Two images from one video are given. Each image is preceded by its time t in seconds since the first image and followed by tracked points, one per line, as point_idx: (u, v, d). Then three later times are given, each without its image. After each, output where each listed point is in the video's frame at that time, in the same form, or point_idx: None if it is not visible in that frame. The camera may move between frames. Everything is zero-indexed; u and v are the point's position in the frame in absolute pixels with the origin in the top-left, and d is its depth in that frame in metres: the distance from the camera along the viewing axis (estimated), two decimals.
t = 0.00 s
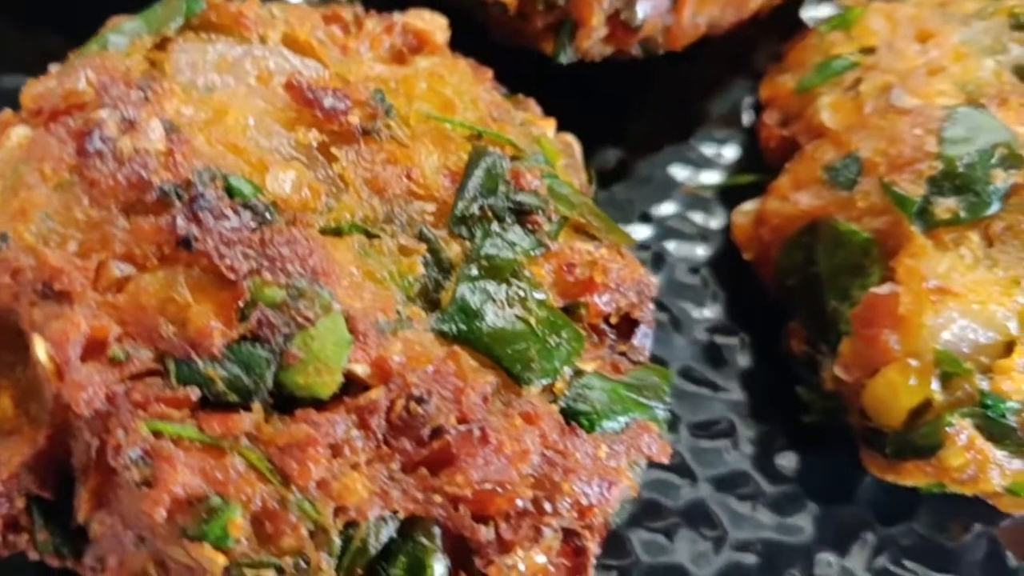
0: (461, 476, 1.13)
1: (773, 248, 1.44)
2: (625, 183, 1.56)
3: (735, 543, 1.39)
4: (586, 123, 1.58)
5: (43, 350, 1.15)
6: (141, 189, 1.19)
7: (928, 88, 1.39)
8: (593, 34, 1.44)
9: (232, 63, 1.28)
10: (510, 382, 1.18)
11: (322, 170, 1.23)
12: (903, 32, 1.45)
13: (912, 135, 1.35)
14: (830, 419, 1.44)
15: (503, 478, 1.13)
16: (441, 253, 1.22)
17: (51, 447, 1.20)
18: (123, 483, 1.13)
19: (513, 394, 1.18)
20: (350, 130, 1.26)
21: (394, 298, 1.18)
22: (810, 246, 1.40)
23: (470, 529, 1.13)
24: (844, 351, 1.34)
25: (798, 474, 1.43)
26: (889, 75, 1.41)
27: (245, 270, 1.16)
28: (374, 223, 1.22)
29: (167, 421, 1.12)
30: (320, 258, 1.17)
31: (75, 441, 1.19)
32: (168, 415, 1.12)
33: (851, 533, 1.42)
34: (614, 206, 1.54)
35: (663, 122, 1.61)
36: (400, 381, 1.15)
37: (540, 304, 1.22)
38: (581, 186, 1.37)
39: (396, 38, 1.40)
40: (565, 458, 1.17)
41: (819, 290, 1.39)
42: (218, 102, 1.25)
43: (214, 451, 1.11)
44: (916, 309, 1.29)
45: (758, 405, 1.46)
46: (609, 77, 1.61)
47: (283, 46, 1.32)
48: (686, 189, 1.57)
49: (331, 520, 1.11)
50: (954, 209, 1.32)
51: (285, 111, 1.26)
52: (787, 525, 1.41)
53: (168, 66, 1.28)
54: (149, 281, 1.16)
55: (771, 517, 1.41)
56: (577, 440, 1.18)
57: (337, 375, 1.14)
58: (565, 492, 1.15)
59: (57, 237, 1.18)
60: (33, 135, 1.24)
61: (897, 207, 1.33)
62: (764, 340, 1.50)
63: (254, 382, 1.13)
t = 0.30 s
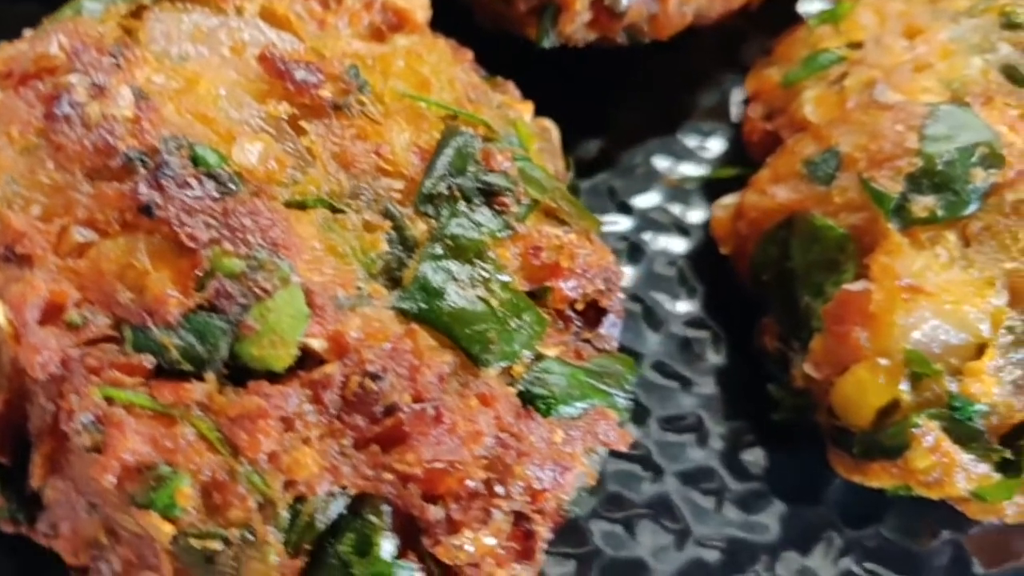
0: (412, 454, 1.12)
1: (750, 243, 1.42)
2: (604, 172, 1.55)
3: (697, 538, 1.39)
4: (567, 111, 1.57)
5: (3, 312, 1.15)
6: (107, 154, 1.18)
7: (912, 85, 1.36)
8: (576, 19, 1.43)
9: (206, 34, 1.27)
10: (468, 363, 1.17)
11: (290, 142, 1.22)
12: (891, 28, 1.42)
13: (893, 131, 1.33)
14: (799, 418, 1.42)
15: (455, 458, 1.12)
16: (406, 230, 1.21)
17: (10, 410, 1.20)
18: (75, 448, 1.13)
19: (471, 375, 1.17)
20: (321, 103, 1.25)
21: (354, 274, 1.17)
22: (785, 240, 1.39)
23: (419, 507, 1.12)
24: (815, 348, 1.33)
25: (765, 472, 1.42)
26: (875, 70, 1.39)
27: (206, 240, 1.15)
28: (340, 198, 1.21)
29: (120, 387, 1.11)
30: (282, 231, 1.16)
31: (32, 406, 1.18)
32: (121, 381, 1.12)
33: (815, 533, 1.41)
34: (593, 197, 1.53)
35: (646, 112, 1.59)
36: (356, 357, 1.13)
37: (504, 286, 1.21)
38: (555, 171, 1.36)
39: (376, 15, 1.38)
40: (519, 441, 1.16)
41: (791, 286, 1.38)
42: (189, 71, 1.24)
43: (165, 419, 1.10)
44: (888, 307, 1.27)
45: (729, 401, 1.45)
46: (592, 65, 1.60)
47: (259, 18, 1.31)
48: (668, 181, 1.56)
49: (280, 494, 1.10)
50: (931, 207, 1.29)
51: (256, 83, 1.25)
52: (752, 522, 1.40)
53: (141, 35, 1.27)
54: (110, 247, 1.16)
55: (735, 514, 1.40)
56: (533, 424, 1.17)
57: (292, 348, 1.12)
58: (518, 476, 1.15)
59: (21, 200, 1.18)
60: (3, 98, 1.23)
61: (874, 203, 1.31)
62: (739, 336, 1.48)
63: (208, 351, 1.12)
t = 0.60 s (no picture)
0: (370, 440, 1.11)
1: (729, 238, 1.40)
2: (584, 166, 1.54)
3: (667, 536, 1.38)
4: (548, 105, 1.56)
5: None
6: (77, 130, 1.18)
7: (896, 84, 1.34)
8: (561, 8, 1.41)
9: (184, 12, 1.26)
10: (431, 350, 1.16)
11: (262, 124, 1.22)
12: (878, 26, 1.40)
13: (874, 130, 1.31)
14: (773, 417, 1.41)
15: (413, 446, 1.12)
16: (374, 215, 1.20)
17: None
18: (36, 425, 1.13)
19: (435, 362, 1.16)
20: (294, 85, 1.24)
21: (320, 257, 1.17)
22: (764, 238, 1.36)
23: (376, 494, 1.11)
24: (789, 348, 1.31)
25: (739, 471, 1.41)
26: (860, 68, 1.37)
27: (171, 219, 1.15)
28: (310, 181, 1.20)
29: (81, 364, 1.11)
30: (249, 212, 1.16)
31: None
32: (83, 358, 1.12)
33: (788, 535, 1.39)
34: (575, 190, 1.52)
35: (630, 107, 1.58)
36: (317, 341, 1.13)
37: (471, 274, 1.20)
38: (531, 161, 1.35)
39: None
40: (479, 430, 1.15)
41: (768, 283, 1.35)
42: (163, 51, 1.23)
43: (124, 397, 1.10)
44: (862, 306, 1.25)
45: (703, 399, 1.44)
46: (578, 57, 1.58)
47: None
48: (652, 176, 1.54)
49: (235, 477, 1.09)
50: (909, 208, 1.27)
51: (231, 63, 1.25)
52: (723, 521, 1.39)
53: (119, 12, 1.25)
54: (76, 223, 1.16)
55: (707, 513, 1.39)
56: (494, 414, 1.16)
57: (252, 330, 1.12)
58: (477, 466, 1.14)
59: None
60: None
61: (852, 202, 1.30)
62: (716, 334, 1.47)
63: (168, 330, 1.11)
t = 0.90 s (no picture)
0: (314, 430, 1.10)
1: (701, 239, 1.37)
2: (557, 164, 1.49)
3: (625, 537, 1.34)
4: (523, 99, 1.51)
5: None
6: (35, 108, 1.16)
7: (873, 87, 1.31)
8: (539, 1, 1.39)
9: None
10: (383, 341, 1.15)
11: (224, 108, 1.21)
12: (859, 28, 1.37)
13: (847, 134, 1.28)
14: (737, 422, 1.38)
15: (358, 437, 1.10)
16: (332, 203, 1.18)
17: None
18: None
19: (386, 354, 1.15)
20: (258, 70, 1.23)
21: (274, 243, 1.15)
22: (734, 239, 1.32)
23: (319, 485, 1.10)
24: (754, 353, 1.28)
25: (702, 474, 1.38)
26: (838, 70, 1.34)
27: (125, 200, 1.14)
28: (269, 167, 1.19)
29: (29, 343, 1.10)
30: (204, 195, 1.15)
31: None
32: (31, 337, 1.10)
33: (748, 541, 1.36)
34: (547, 185, 1.48)
35: (608, 103, 1.53)
36: (266, 328, 1.12)
37: (428, 266, 1.18)
38: (498, 153, 1.32)
39: None
40: (428, 425, 1.13)
41: (738, 286, 1.32)
42: (128, 31, 1.22)
43: (69, 377, 1.09)
44: (827, 312, 1.22)
45: (668, 400, 1.40)
46: (557, 50, 1.53)
47: None
48: (628, 175, 1.50)
49: (178, 462, 1.08)
50: (879, 214, 1.25)
51: (196, 46, 1.24)
52: (684, 524, 1.36)
53: None
54: (30, 200, 1.14)
55: (668, 516, 1.36)
56: (443, 408, 1.15)
57: (200, 315, 1.11)
58: (423, 460, 1.12)
59: None
60: None
61: (822, 206, 1.27)
62: (685, 333, 1.44)
63: (117, 312, 1.11)
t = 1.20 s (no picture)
0: (271, 429, 1.09)
1: (677, 246, 1.35)
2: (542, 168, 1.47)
3: (594, 545, 1.30)
4: (505, 101, 1.48)
5: None
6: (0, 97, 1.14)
7: (853, 96, 1.29)
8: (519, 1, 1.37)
9: None
10: (345, 342, 1.14)
11: (193, 103, 1.20)
12: (842, 36, 1.35)
13: (825, 142, 1.26)
14: (709, 432, 1.34)
15: (314, 438, 1.09)
16: (298, 200, 1.17)
17: None
18: None
19: (347, 354, 1.13)
20: (228, 64, 1.22)
21: (236, 239, 1.14)
22: (710, 247, 1.31)
23: (273, 485, 1.09)
24: (724, 361, 1.26)
25: (673, 484, 1.34)
26: (819, 77, 1.32)
27: (87, 192, 1.12)
28: (235, 163, 1.18)
29: None
30: (167, 189, 1.14)
31: None
32: None
33: (720, 554, 1.31)
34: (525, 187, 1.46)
35: (596, 105, 1.51)
36: (225, 325, 1.11)
37: (393, 266, 1.17)
38: (471, 153, 1.31)
39: None
40: (386, 426, 1.12)
41: (711, 295, 1.30)
42: (98, 22, 1.21)
43: (25, 370, 1.07)
44: (797, 323, 1.21)
45: (640, 408, 1.37)
46: (544, 52, 1.51)
47: None
48: (607, 180, 1.48)
49: (133, 458, 1.06)
50: (855, 225, 1.23)
51: (168, 39, 1.23)
52: (654, 534, 1.31)
53: None
54: None
55: (638, 524, 1.31)
56: (403, 410, 1.14)
57: (158, 310, 1.10)
58: (380, 462, 1.11)
59: None
60: None
61: (797, 214, 1.25)
62: (660, 341, 1.40)
63: (75, 304, 1.09)
